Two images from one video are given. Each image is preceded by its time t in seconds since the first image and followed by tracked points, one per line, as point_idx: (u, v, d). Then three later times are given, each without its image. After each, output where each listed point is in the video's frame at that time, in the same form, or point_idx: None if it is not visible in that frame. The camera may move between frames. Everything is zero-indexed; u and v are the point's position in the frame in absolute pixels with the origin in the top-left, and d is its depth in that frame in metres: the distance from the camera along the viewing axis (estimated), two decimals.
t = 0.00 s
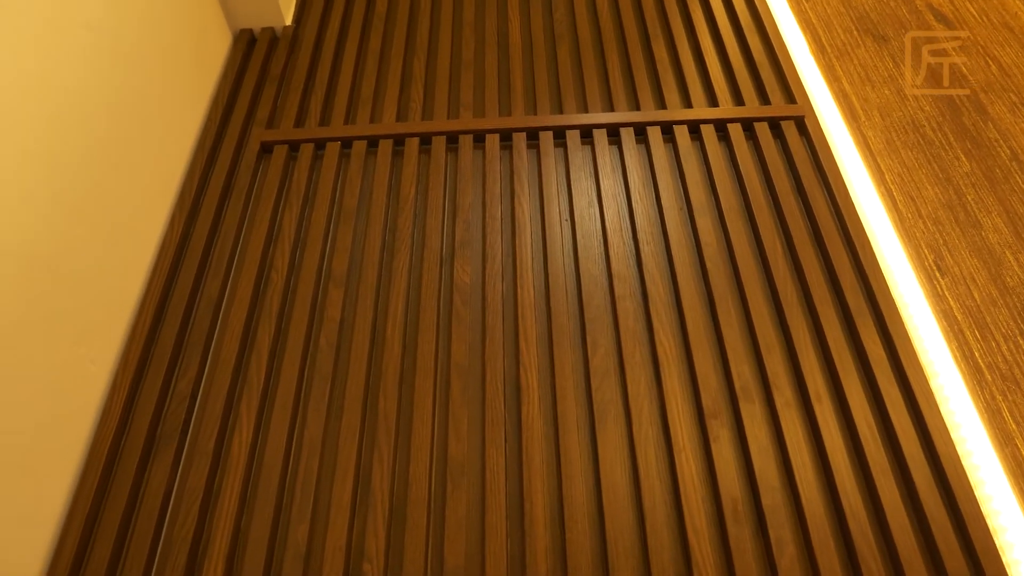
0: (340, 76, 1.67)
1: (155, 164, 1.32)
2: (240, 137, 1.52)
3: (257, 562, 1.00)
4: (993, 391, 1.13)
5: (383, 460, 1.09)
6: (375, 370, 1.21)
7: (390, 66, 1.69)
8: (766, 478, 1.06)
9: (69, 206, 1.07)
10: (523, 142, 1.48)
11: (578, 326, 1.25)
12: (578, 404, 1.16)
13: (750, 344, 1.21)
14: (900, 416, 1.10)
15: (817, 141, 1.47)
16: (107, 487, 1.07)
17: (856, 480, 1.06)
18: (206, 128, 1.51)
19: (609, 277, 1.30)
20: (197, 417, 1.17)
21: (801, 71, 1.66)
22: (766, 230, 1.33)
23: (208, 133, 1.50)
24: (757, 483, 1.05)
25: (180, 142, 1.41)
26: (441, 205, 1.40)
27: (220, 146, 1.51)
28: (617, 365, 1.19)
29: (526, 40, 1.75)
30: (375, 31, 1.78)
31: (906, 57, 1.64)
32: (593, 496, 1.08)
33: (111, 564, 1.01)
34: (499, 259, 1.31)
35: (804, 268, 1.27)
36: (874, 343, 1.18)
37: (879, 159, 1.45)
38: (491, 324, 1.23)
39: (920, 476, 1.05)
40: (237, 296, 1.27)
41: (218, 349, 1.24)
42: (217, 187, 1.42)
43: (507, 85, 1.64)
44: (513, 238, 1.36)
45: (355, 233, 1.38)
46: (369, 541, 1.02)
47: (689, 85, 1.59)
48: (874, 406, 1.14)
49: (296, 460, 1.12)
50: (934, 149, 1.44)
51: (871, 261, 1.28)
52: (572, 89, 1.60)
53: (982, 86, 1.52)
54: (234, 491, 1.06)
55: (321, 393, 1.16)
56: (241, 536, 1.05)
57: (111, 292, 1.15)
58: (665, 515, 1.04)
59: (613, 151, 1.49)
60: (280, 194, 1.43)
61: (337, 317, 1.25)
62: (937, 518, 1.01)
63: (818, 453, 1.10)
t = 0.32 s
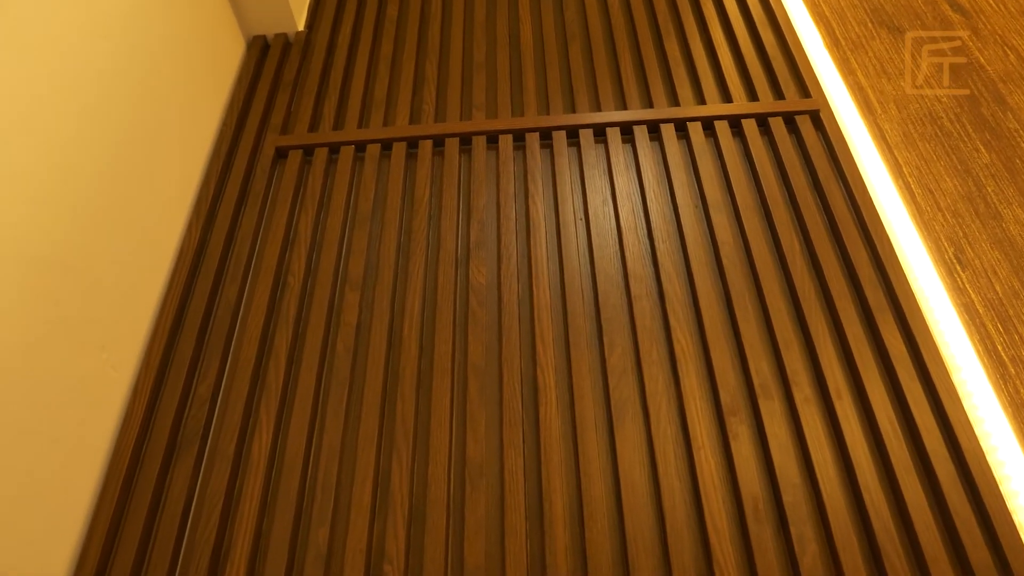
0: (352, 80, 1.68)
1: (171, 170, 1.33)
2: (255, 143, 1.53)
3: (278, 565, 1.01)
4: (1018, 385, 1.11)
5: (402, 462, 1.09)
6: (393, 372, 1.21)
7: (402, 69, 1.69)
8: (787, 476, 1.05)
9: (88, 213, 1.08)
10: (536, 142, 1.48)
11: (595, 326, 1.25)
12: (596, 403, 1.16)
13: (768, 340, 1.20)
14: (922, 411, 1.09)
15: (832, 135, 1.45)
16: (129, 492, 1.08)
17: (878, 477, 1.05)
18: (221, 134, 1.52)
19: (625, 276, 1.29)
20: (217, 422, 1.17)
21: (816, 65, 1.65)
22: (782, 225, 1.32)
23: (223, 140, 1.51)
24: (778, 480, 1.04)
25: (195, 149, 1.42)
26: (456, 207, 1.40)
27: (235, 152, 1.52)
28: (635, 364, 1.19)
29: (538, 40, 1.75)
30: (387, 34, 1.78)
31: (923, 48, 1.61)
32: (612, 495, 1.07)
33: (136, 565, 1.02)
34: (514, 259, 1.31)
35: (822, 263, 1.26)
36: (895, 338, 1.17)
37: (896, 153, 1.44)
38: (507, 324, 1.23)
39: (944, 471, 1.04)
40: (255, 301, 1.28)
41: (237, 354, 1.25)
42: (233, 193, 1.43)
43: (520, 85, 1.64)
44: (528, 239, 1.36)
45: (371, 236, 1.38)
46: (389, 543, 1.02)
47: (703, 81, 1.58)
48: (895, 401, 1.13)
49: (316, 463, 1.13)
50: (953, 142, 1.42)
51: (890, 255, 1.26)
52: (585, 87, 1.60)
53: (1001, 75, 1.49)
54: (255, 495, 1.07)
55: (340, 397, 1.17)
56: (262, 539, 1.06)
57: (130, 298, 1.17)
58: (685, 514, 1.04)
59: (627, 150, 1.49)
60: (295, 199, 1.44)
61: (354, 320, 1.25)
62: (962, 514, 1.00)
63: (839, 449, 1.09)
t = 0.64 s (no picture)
0: (367, 84, 1.69)
1: (190, 179, 1.34)
2: (272, 149, 1.55)
3: (302, 568, 1.02)
4: None
5: (422, 463, 1.10)
6: (412, 374, 1.22)
7: (416, 72, 1.70)
8: (810, 473, 1.04)
9: (109, 223, 1.10)
10: (551, 141, 1.48)
11: (613, 324, 1.25)
12: (615, 402, 1.15)
13: (788, 337, 1.19)
14: (947, 405, 1.08)
15: (850, 128, 1.44)
16: (154, 497, 1.09)
17: (903, 472, 1.04)
18: (238, 141, 1.53)
19: (642, 274, 1.29)
20: (239, 427, 1.18)
21: (832, 58, 1.64)
22: (801, 220, 1.31)
23: (240, 147, 1.52)
24: (802, 477, 1.03)
25: (213, 157, 1.44)
26: (472, 208, 1.40)
27: (252, 159, 1.53)
28: (654, 362, 1.19)
29: (551, 40, 1.75)
30: (400, 38, 1.79)
31: (941, 38, 1.59)
32: (633, 494, 1.07)
33: (162, 568, 1.03)
34: (531, 259, 1.31)
35: (842, 257, 1.25)
36: (918, 332, 1.15)
37: (916, 145, 1.42)
38: (525, 325, 1.23)
39: (971, 466, 1.02)
40: (274, 306, 1.29)
41: (258, 359, 1.26)
42: (251, 199, 1.44)
43: (533, 85, 1.64)
44: (544, 239, 1.36)
45: (388, 239, 1.39)
46: (412, 544, 1.03)
47: (718, 77, 1.57)
48: (919, 396, 1.12)
49: (337, 466, 1.13)
50: (974, 132, 1.40)
51: (911, 247, 1.25)
52: (599, 86, 1.59)
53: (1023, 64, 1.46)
54: (278, 498, 1.08)
55: (360, 400, 1.17)
56: (285, 542, 1.07)
57: (152, 305, 1.18)
58: (707, 512, 1.03)
59: (642, 148, 1.48)
60: (312, 203, 1.45)
61: (372, 323, 1.26)
62: (990, 508, 0.99)
63: (863, 446, 1.08)
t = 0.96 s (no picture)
0: (381, 88, 1.69)
1: (209, 187, 1.35)
2: (289, 154, 1.56)
3: (326, 570, 1.02)
4: None
5: (444, 464, 1.10)
6: (432, 377, 1.22)
7: (430, 75, 1.70)
8: (835, 470, 1.03)
9: (131, 233, 1.11)
10: (566, 141, 1.48)
11: (632, 323, 1.24)
12: (636, 401, 1.15)
13: (810, 333, 1.18)
14: (973, 399, 1.06)
15: (869, 119, 1.42)
16: (180, 502, 1.10)
17: (929, 467, 1.02)
18: (255, 148, 1.54)
19: (661, 272, 1.28)
20: (262, 431, 1.19)
21: (849, 50, 1.62)
22: (820, 214, 1.30)
23: (258, 153, 1.53)
24: (826, 474, 1.03)
25: (231, 164, 1.45)
26: (488, 209, 1.41)
27: (270, 165, 1.55)
28: (674, 360, 1.18)
29: (564, 39, 1.75)
30: (413, 41, 1.79)
31: (960, 26, 1.57)
32: (656, 493, 1.07)
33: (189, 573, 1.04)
34: (549, 259, 1.31)
35: (863, 251, 1.24)
36: (942, 325, 1.14)
37: (937, 136, 1.40)
38: (544, 325, 1.23)
39: (999, 461, 1.01)
40: (294, 310, 1.30)
41: (279, 363, 1.27)
42: (269, 205, 1.45)
43: (547, 85, 1.64)
44: (561, 238, 1.36)
45: (405, 242, 1.39)
46: (435, 546, 1.03)
47: (733, 72, 1.56)
48: (944, 389, 1.10)
49: (360, 469, 1.14)
50: (996, 120, 1.38)
51: (934, 239, 1.23)
52: (613, 84, 1.59)
53: None
54: (301, 501, 1.08)
55: (380, 403, 1.18)
56: (310, 545, 1.07)
57: (174, 313, 1.19)
58: (731, 510, 1.02)
59: (658, 145, 1.48)
60: (330, 208, 1.46)
61: (391, 326, 1.26)
62: (1020, 503, 0.97)
63: (888, 442, 1.06)
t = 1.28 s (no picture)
0: (397, 92, 1.70)
1: (229, 195, 1.37)
2: (307, 160, 1.57)
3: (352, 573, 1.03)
4: None
5: (467, 466, 1.10)
6: (454, 378, 1.22)
7: (445, 78, 1.71)
8: (861, 465, 1.02)
9: (154, 242, 1.13)
10: (582, 140, 1.47)
11: (653, 320, 1.24)
12: (658, 399, 1.14)
13: (833, 327, 1.17)
14: (1002, 391, 1.04)
15: (888, 110, 1.40)
16: (207, 507, 1.12)
17: (958, 461, 1.01)
18: (274, 155, 1.56)
19: (680, 268, 1.28)
20: (285, 435, 1.20)
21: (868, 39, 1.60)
22: (841, 207, 1.28)
23: (276, 161, 1.54)
24: (852, 470, 1.01)
25: (250, 172, 1.46)
26: (506, 209, 1.41)
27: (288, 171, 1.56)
28: (696, 357, 1.17)
29: (579, 38, 1.74)
30: (428, 45, 1.80)
31: (981, 13, 1.55)
32: (680, 491, 1.06)
33: None
34: (567, 259, 1.31)
35: (886, 243, 1.22)
36: (967, 316, 1.12)
37: (959, 125, 1.38)
38: (564, 324, 1.23)
39: None
40: (315, 314, 1.30)
41: (301, 368, 1.27)
42: (289, 211, 1.46)
43: (562, 84, 1.64)
44: (579, 237, 1.35)
45: (424, 244, 1.40)
46: (460, 547, 1.03)
47: (750, 66, 1.55)
48: (972, 382, 1.08)
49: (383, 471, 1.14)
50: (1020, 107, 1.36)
51: (958, 228, 1.21)
52: (628, 81, 1.58)
53: None
54: (325, 504, 1.09)
55: (402, 406, 1.18)
56: (335, 547, 1.08)
57: (197, 320, 1.21)
58: (756, 507, 1.02)
59: (675, 141, 1.47)
60: (348, 212, 1.47)
61: (412, 328, 1.27)
62: None
63: (916, 437, 1.05)
